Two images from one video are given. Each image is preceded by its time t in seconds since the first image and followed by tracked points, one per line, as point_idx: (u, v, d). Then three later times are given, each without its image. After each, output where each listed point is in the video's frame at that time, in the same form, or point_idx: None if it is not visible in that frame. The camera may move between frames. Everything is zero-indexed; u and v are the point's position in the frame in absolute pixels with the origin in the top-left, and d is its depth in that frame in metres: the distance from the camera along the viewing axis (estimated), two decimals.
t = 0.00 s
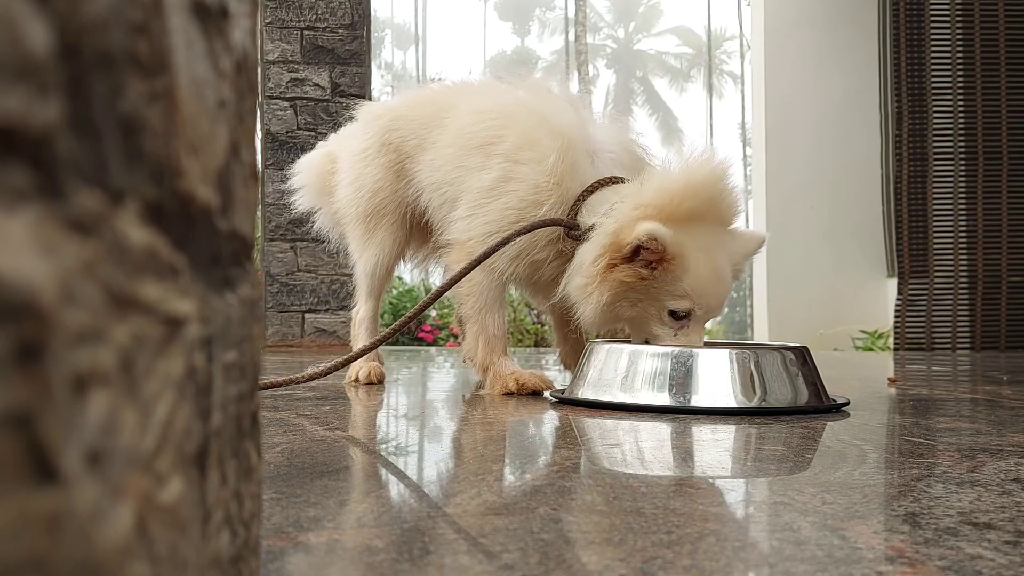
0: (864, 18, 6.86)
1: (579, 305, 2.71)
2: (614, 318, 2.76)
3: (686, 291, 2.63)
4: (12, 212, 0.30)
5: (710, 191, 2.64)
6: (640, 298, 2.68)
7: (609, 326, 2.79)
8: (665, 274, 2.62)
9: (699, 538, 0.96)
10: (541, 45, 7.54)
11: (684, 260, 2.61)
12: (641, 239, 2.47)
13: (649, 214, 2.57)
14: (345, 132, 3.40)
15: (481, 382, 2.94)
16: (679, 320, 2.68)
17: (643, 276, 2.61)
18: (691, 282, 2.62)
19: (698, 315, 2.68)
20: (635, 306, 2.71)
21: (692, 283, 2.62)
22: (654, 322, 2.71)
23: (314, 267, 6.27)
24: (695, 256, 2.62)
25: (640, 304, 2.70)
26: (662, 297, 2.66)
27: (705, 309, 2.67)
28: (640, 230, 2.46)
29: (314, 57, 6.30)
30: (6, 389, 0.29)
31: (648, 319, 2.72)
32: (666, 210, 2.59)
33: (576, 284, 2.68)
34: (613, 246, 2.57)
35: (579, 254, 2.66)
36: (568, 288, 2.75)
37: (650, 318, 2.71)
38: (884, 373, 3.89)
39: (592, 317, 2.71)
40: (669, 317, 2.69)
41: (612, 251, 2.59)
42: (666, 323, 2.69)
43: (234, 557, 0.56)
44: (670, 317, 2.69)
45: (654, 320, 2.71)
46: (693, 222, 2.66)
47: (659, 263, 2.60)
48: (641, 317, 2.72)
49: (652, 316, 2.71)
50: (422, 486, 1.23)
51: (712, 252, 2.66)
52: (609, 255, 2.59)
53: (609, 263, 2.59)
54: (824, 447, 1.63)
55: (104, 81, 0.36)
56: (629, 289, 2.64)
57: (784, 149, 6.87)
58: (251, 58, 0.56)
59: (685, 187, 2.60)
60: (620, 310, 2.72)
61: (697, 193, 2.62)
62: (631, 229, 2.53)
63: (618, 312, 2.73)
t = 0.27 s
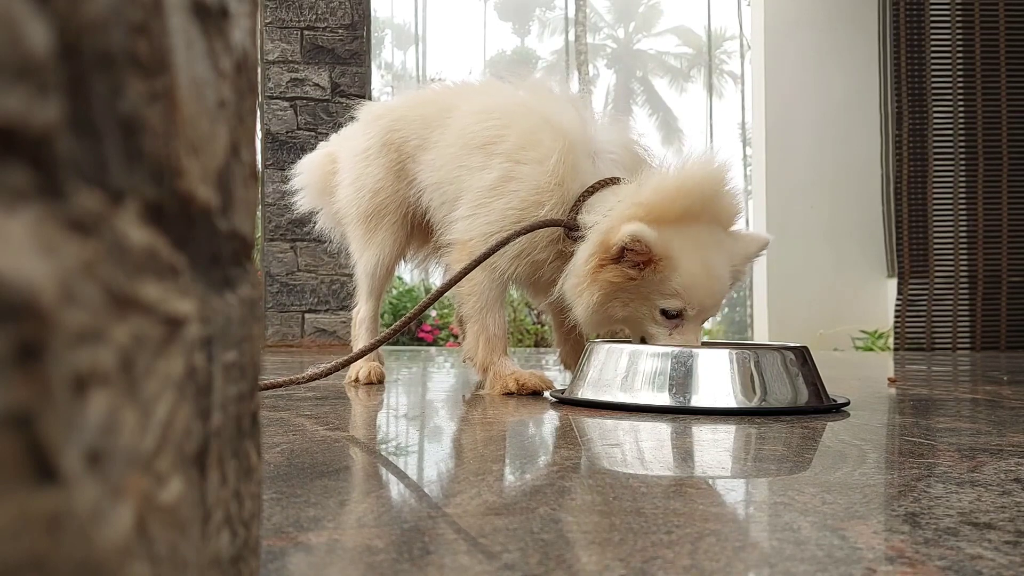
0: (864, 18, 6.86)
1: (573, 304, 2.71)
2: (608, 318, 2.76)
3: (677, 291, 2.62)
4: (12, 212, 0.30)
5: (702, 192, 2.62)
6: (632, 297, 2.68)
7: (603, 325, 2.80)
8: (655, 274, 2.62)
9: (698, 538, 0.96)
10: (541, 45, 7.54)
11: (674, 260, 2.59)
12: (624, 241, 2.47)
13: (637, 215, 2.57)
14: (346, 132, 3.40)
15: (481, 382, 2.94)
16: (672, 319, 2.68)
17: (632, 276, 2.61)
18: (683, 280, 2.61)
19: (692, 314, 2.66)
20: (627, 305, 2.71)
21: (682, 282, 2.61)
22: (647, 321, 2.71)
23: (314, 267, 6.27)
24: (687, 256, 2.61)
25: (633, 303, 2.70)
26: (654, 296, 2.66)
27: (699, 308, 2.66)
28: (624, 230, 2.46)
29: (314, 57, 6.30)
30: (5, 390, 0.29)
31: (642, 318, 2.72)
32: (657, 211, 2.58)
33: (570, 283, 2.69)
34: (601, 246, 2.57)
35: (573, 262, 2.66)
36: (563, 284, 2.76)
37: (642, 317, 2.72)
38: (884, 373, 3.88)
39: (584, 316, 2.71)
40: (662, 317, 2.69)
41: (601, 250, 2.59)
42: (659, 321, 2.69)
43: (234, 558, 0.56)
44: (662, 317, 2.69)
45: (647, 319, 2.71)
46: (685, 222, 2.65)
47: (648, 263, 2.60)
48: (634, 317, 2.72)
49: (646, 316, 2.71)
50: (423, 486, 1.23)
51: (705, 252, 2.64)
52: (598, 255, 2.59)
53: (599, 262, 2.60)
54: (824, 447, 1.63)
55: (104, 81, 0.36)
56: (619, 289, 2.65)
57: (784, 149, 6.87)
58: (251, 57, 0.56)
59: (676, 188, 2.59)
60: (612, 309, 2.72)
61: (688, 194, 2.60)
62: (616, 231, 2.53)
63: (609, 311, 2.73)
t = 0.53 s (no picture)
0: (864, 18, 6.86)
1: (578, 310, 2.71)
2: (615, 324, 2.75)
3: (682, 291, 2.61)
4: (13, 212, 0.30)
5: (700, 190, 2.62)
6: (638, 302, 2.67)
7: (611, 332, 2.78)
8: (657, 277, 2.61)
9: (699, 538, 0.96)
10: (541, 45, 7.54)
11: (676, 261, 2.59)
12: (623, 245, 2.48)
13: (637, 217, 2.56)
14: (346, 132, 3.40)
15: (481, 382, 2.94)
16: (681, 321, 2.66)
17: (636, 281, 2.61)
18: (686, 279, 2.60)
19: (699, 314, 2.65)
20: (633, 310, 2.70)
21: (687, 282, 2.60)
22: (654, 324, 2.70)
23: (314, 267, 6.27)
24: (689, 255, 2.60)
25: (639, 307, 2.68)
26: (659, 299, 2.65)
27: (705, 307, 2.65)
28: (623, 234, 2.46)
29: (314, 57, 6.30)
30: (5, 389, 0.29)
31: (648, 321, 2.71)
32: (657, 213, 2.58)
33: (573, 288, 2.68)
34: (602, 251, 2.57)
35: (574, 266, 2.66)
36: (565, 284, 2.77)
37: (650, 322, 2.70)
38: (884, 373, 3.88)
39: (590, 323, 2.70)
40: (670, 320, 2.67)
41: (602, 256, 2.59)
42: (666, 324, 2.67)
43: (234, 557, 0.56)
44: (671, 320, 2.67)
45: (655, 322, 2.69)
46: (684, 222, 2.65)
47: (650, 266, 2.60)
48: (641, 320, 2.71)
49: (652, 320, 2.70)
50: (422, 486, 1.23)
51: (706, 250, 2.63)
52: (599, 260, 2.59)
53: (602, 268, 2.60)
54: (824, 447, 1.63)
55: (104, 81, 0.36)
56: (623, 295, 2.64)
57: (784, 149, 6.87)
58: (251, 58, 0.56)
59: (673, 188, 2.58)
60: (618, 315, 2.71)
61: (687, 194, 2.60)
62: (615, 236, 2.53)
63: (615, 318, 2.72)
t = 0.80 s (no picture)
0: (864, 18, 6.86)
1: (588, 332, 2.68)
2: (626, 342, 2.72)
3: (692, 305, 2.61)
4: (13, 212, 0.30)
5: (694, 201, 2.62)
6: (647, 321, 2.65)
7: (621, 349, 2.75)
8: (663, 294, 2.60)
9: (699, 538, 0.96)
10: (541, 45, 7.54)
11: (679, 275, 2.59)
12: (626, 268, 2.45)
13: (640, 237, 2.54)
14: (348, 130, 3.40)
15: (481, 382, 2.94)
16: (693, 333, 2.65)
17: (642, 301, 2.58)
18: (693, 292, 2.61)
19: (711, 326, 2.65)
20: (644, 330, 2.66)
21: (694, 295, 2.61)
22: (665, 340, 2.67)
23: (314, 267, 6.27)
24: (692, 268, 2.61)
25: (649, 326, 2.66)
26: (669, 316, 2.63)
27: (715, 316, 2.66)
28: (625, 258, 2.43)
29: (314, 57, 6.30)
30: (6, 390, 0.29)
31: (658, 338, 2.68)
32: (659, 229, 2.56)
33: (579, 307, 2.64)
34: (607, 275, 2.54)
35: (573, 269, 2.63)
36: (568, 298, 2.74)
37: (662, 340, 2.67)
38: (884, 373, 3.88)
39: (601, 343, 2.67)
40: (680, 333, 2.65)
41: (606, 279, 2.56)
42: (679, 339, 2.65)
43: (234, 558, 0.56)
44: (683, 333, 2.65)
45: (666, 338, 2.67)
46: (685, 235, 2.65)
47: (657, 284, 2.58)
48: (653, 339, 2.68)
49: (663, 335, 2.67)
50: (423, 486, 1.23)
51: (708, 261, 2.65)
52: (605, 284, 2.56)
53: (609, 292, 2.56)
54: (824, 447, 1.62)
55: (104, 81, 0.36)
56: (632, 316, 2.62)
57: (784, 149, 6.87)
58: (251, 58, 0.56)
59: (672, 201, 2.58)
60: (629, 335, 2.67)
61: (686, 205, 2.60)
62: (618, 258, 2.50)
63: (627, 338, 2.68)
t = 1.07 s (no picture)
0: (864, 18, 6.86)
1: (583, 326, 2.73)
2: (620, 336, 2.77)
3: (686, 310, 2.64)
4: (12, 212, 0.30)
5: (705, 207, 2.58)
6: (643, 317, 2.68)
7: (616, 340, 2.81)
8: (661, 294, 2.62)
9: (699, 538, 0.96)
10: (541, 45, 7.55)
11: (681, 279, 2.59)
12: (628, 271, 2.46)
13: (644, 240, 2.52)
14: (349, 129, 3.39)
15: (481, 381, 2.94)
16: (685, 337, 2.69)
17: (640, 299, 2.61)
18: (693, 294, 2.62)
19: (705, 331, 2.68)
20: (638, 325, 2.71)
21: (691, 300, 2.62)
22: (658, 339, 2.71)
23: (314, 267, 6.27)
24: (694, 271, 2.61)
25: (645, 323, 2.70)
26: (664, 315, 2.67)
27: (709, 322, 2.68)
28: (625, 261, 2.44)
29: (314, 57, 6.31)
30: (5, 389, 0.29)
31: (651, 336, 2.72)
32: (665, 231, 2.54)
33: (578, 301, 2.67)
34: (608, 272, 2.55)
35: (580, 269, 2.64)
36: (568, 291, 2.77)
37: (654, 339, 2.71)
38: (884, 373, 3.88)
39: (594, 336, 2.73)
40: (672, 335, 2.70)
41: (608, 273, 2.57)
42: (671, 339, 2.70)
43: (233, 558, 0.56)
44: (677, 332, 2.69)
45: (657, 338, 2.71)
46: (691, 238, 2.63)
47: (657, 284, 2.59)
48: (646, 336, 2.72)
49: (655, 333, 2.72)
50: (423, 486, 1.23)
51: (710, 266, 2.64)
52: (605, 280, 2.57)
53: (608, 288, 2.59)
54: (824, 447, 1.63)
55: (104, 81, 0.36)
56: (629, 311, 2.65)
57: (784, 149, 6.87)
58: (251, 58, 0.56)
59: (679, 206, 2.54)
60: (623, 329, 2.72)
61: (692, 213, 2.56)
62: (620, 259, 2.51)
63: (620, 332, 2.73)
